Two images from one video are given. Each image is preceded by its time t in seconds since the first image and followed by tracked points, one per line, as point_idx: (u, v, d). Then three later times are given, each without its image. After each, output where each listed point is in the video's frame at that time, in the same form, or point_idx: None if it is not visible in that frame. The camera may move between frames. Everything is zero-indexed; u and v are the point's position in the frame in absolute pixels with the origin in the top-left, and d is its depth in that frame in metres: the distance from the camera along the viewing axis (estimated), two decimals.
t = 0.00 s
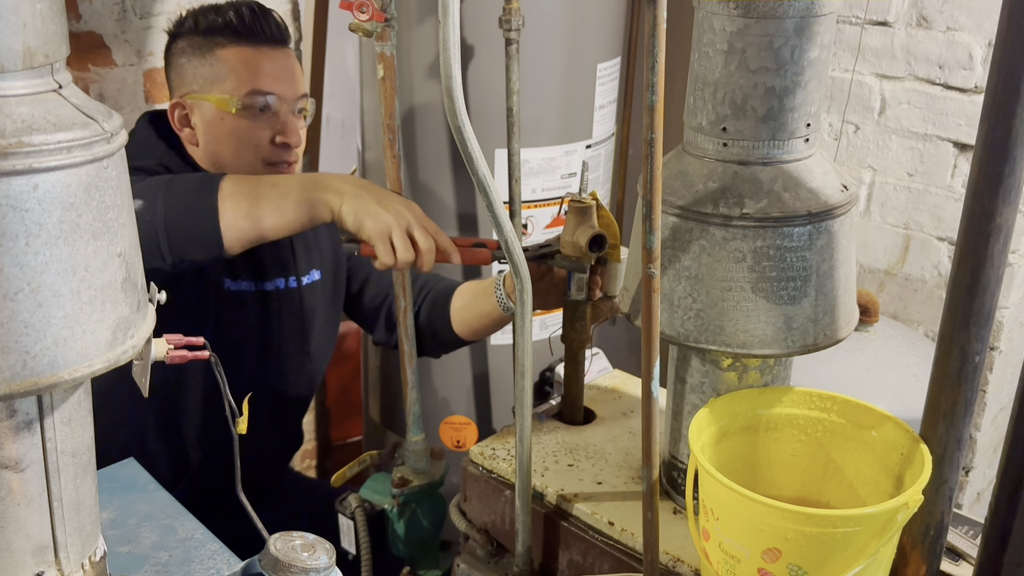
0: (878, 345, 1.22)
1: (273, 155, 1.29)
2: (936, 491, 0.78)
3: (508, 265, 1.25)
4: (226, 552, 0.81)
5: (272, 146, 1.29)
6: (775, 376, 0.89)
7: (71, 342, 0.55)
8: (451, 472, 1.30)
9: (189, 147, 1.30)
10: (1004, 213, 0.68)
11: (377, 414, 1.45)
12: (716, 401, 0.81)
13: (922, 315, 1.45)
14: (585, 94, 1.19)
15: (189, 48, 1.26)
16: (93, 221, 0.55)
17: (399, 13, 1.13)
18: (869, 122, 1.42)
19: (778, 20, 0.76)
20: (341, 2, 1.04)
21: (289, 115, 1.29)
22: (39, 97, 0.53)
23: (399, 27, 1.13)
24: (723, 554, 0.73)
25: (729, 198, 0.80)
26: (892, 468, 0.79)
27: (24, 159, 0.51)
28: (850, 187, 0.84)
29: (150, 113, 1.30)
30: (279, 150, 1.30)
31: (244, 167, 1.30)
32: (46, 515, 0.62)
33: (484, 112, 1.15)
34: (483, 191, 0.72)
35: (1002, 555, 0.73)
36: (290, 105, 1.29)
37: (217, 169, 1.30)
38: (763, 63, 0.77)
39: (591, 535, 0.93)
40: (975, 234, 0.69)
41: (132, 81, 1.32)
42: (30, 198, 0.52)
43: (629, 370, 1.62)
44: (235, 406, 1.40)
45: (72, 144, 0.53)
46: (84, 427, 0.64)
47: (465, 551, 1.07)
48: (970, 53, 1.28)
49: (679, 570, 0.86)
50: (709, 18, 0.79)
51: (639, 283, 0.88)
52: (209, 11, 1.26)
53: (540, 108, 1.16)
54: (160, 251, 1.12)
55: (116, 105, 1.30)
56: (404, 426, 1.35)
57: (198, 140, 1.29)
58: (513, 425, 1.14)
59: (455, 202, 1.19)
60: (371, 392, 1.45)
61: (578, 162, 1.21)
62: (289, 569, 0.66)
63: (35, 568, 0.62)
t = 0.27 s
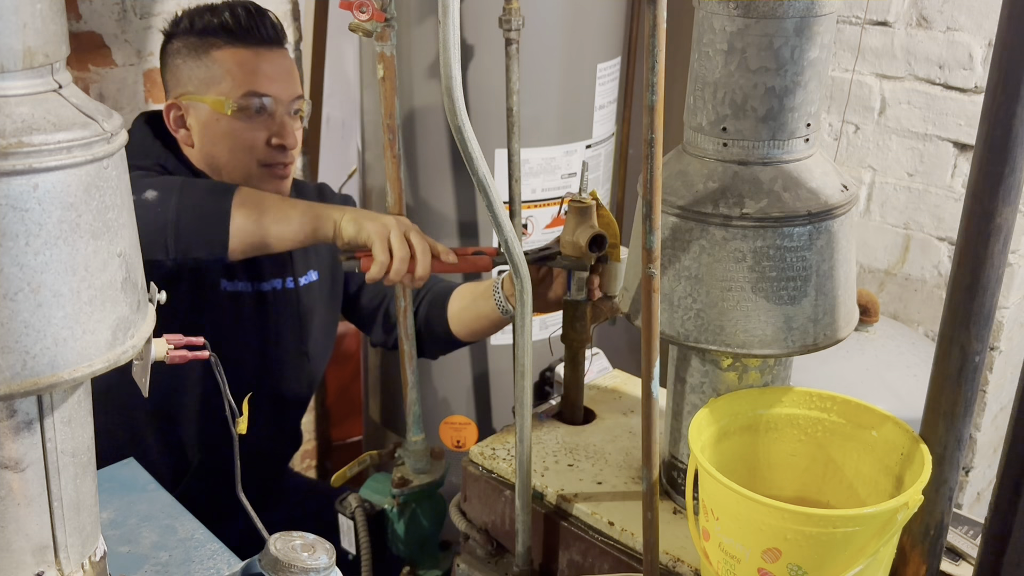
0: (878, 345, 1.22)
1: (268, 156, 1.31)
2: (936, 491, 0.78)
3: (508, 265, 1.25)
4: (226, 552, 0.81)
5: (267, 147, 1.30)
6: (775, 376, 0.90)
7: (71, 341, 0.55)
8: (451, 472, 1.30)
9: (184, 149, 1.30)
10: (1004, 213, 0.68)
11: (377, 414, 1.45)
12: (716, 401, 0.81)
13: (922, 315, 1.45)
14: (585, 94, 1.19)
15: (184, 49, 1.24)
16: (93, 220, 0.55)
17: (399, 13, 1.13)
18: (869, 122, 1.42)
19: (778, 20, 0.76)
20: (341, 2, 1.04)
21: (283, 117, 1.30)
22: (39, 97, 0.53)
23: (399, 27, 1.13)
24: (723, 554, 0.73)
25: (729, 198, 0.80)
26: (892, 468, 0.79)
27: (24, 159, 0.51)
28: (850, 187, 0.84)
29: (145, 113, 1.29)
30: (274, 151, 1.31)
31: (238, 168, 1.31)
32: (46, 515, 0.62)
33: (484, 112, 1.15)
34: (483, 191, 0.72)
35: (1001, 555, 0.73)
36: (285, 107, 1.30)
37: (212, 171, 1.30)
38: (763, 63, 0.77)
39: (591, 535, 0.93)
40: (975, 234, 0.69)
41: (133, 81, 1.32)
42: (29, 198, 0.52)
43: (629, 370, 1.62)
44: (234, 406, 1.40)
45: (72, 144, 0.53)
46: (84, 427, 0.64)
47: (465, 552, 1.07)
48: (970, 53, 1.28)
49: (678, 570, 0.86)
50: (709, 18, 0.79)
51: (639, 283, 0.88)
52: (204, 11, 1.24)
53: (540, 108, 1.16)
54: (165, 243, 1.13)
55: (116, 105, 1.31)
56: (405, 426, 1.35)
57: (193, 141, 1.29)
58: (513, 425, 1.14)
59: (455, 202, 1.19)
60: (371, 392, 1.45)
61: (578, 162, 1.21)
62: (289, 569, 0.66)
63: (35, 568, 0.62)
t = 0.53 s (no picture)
0: (878, 344, 1.22)
1: (268, 159, 1.30)
2: (936, 491, 0.78)
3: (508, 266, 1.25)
4: (226, 552, 0.81)
5: (266, 149, 1.29)
6: (775, 376, 0.89)
7: (71, 341, 0.55)
8: (451, 472, 1.30)
9: (184, 150, 1.30)
10: (1004, 213, 0.68)
11: (377, 414, 1.45)
12: (716, 401, 0.81)
13: (922, 315, 1.45)
14: (585, 94, 1.19)
15: (185, 50, 1.25)
16: (93, 220, 0.55)
17: (399, 12, 1.13)
18: (869, 122, 1.42)
19: (778, 20, 0.76)
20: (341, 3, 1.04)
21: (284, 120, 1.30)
22: (39, 97, 0.53)
23: (399, 27, 1.13)
24: (723, 554, 0.73)
25: (729, 198, 0.80)
26: (892, 468, 0.79)
27: (24, 159, 0.51)
28: (850, 187, 0.84)
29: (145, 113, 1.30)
30: (274, 154, 1.30)
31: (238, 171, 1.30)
32: (46, 515, 0.62)
33: (484, 112, 1.15)
34: (483, 191, 0.72)
35: (1002, 556, 0.73)
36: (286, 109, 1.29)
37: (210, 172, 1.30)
38: (763, 63, 0.77)
39: (591, 535, 0.93)
40: (975, 234, 0.69)
41: (132, 81, 1.32)
42: (30, 198, 0.52)
43: (629, 370, 1.62)
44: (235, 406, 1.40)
45: (72, 143, 0.53)
46: (84, 427, 0.64)
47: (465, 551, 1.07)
48: (970, 53, 1.28)
49: (678, 570, 0.86)
50: (709, 18, 0.79)
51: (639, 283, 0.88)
52: (206, 12, 1.25)
53: (540, 108, 1.16)
54: (158, 233, 1.12)
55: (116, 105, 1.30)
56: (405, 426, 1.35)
57: (192, 142, 1.29)
58: (513, 425, 1.14)
59: (455, 202, 1.19)
60: (371, 392, 1.45)
61: (578, 162, 1.21)
62: (289, 569, 0.66)
63: (35, 568, 0.62)
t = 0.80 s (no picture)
0: (878, 344, 1.22)
1: (275, 153, 1.31)
2: (936, 491, 0.78)
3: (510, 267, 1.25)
4: (226, 552, 0.81)
5: (275, 144, 1.30)
6: (775, 376, 0.89)
7: (71, 342, 0.55)
8: (451, 472, 1.30)
9: (190, 145, 1.29)
10: (1004, 213, 0.68)
11: (377, 414, 1.45)
12: (716, 401, 0.81)
13: (922, 315, 1.45)
14: (585, 95, 1.19)
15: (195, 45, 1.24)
16: (93, 220, 0.55)
17: (399, 13, 1.13)
18: (869, 122, 1.42)
19: (778, 20, 0.76)
20: (341, 3, 1.04)
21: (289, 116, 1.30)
22: (39, 97, 0.53)
23: (399, 27, 1.13)
24: (723, 554, 0.73)
25: (729, 198, 0.80)
26: (892, 468, 0.79)
27: (24, 159, 0.51)
28: (849, 187, 0.84)
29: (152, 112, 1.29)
30: (282, 149, 1.31)
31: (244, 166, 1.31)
32: (46, 515, 0.62)
33: (484, 112, 1.15)
34: (483, 191, 0.72)
35: (1002, 556, 0.72)
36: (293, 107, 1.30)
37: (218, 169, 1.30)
38: (763, 63, 0.77)
39: (590, 535, 0.93)
40: (975, 234, 0.69)
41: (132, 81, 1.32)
42: (29, 198, 0.52)
43: (629, 370, 1.62)
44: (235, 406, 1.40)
45: (72, 143, 0.53)
46: (84, 427, 0.64)
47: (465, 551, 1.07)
48: (970, 53, 1.28)
49: (678, 570, 0.86)
50: (709, 18, 0.79)
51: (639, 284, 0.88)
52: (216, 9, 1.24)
53: (540, 108, 1.16)
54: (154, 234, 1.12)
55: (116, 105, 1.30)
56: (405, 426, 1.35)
57: (201, 137, 1.28)
58: (513, 425, 1.14)
59: (455, 202, 1.20)
60: (371, 392, 1.45)
61: (578, 162, 1.21)
62: (289, 569, 0.66)
63: (35, 568, 0.62)
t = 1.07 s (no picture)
0: (878, 344, 1.22)
1: (276, 147, 1.30)
2: (936, 492, 0.78)
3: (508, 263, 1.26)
4: (226, 552, 0.81)
5: (276, 138, 1.30)
6: (775, 376, 0.89)
7: (71, 342, 0.55)
8: (451, 472, 1.30)
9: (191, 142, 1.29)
10: (1004, 213, 0.68)
11: (377, 414, 1.45)
12: (716, 401, 0.81)
13: (922, 315, 1.45)
14: (585, 95, 1.19)
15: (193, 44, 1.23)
16: (93, 220, 0.55)
17: (399, 12, 1.12)
18: (869, 122, 1.42)
19: (778, 20, 0.76)
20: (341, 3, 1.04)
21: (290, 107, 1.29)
22: (39, 97, 0.53)
23: (399, 27, 1.13)
24: (723, 554, 0.73)
25: (729, 198, 0.80)
26: (892, 468, 0.79)
27: (24, 159, 0.51)
28: (850, 187, 0.84)
29: (151, 112, 1.29)
30: (282, 141, 1.31)
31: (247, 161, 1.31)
32: (46, 515, 0.62)
33: (484, 112, 1.14)
34: (483, 191, 0.72)
35: (1002, 556, 0.73)
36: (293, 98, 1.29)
37: (220, 165, 1.30)
38: (763, 63, 0.77)
39: (591, 535, 0.93)
40: (975, 234, 0.69)
41: (132, 81, 1.32)
42: (30, 198, 0.52)
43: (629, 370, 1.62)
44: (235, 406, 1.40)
45: (72, 144, 0.53)
46: (84, 427, 0.64)
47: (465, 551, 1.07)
48: (970, 53, 1.28)
49: (678, 570, 0.86)
50: (709, 18, 0.79)
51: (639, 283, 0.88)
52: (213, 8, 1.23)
53: (540, 108, 1.16)
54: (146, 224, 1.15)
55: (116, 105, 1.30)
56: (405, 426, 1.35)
57: (201, 134, 1.28)
58: (514, 425, 1.14)
59: (455, 202, 1.20)
60: (371, 392, 1.45)
61: (578, 162, 1.21)
62: (289, 569, 0.65)
63: (35, 568, 0.62)
